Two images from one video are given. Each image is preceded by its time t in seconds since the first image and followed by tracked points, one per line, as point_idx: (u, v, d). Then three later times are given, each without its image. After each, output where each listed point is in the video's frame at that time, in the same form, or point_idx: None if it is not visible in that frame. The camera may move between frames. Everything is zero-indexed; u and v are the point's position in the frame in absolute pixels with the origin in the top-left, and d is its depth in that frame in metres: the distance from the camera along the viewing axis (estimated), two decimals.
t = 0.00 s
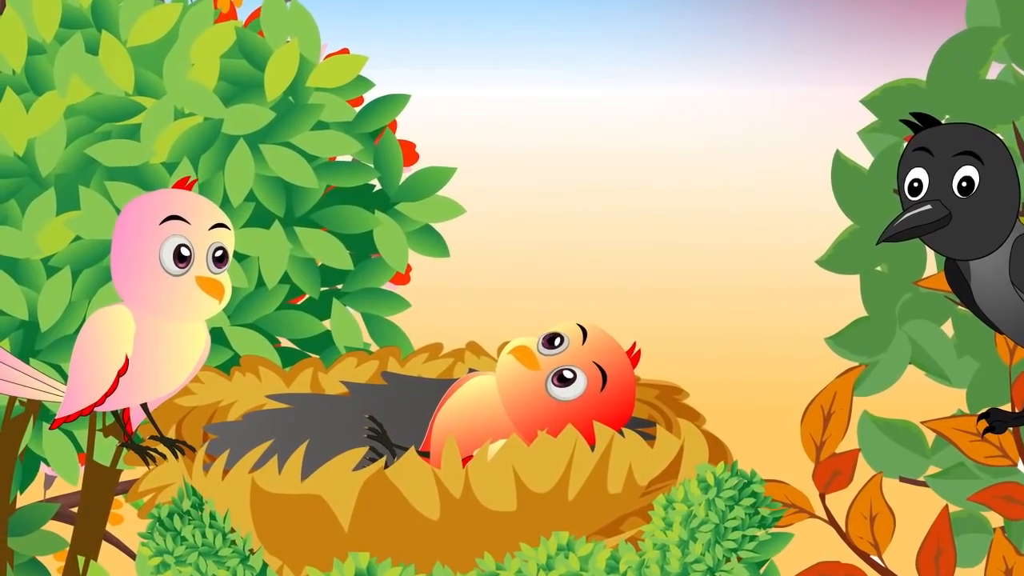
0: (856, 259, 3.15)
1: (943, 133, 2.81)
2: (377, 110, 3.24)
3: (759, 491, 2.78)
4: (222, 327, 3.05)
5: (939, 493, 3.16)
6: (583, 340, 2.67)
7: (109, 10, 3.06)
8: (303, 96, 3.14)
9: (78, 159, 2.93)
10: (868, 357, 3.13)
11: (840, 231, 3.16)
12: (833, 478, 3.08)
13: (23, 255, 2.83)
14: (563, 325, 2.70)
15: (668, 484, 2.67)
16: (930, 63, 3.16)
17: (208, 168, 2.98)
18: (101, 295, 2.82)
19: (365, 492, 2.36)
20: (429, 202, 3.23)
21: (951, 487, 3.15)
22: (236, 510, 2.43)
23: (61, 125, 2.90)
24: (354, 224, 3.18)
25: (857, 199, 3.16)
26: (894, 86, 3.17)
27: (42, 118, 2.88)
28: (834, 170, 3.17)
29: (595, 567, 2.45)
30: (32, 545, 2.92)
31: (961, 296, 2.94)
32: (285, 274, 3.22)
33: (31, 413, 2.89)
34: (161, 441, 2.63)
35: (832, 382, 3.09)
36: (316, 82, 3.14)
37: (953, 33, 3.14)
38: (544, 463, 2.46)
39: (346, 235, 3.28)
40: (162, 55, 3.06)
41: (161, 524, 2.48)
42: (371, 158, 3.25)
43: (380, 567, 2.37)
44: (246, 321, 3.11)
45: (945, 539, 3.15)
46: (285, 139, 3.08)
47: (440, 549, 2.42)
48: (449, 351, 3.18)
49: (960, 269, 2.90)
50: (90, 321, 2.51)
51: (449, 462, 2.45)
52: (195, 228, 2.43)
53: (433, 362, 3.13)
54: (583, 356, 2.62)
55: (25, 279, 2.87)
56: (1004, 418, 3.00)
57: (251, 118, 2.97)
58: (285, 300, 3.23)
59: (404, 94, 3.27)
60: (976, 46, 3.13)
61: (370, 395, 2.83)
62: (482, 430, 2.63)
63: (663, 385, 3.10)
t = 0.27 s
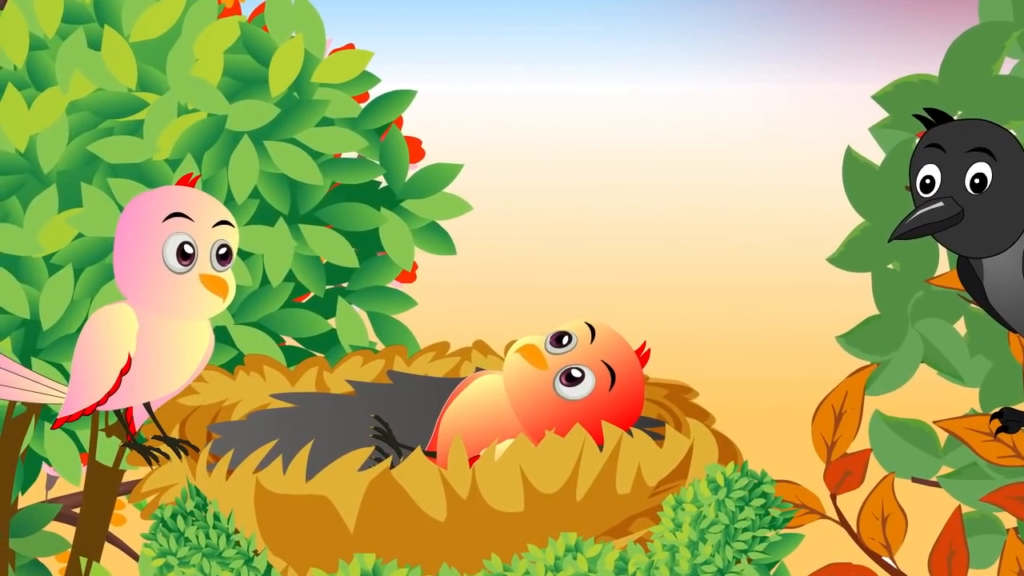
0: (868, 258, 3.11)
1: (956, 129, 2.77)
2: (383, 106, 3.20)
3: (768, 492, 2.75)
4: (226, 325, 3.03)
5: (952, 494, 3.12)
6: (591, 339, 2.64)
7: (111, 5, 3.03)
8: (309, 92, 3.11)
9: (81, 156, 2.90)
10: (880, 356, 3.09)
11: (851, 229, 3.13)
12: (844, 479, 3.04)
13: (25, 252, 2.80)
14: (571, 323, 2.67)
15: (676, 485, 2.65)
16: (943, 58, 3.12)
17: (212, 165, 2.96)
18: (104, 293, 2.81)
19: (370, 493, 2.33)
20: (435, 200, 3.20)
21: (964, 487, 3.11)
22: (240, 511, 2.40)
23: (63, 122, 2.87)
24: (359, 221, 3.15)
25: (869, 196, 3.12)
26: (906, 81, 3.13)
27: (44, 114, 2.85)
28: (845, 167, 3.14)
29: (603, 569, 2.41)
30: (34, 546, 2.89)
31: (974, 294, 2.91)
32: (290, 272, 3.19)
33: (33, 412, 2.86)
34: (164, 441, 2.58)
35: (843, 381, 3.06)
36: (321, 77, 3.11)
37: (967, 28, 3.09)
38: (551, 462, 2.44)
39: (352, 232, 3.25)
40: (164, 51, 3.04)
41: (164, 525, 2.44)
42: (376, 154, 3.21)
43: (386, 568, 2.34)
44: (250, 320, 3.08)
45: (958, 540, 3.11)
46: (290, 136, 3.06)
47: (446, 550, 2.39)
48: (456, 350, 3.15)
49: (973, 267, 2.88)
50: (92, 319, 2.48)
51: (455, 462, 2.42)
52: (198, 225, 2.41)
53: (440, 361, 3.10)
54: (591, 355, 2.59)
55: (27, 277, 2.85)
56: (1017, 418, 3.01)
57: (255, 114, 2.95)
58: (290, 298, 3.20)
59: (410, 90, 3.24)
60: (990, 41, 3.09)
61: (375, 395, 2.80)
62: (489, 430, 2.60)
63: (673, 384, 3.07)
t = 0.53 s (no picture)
0: (880, 256, 3.07)
1: (969, 125, 2.74)
2: (388, 102, 3.17)
3: (779, 492, 2.71)
4: (230, 323, 3.01)
5: (965, 494, 3.08)
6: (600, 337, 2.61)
7: None
8: (314, 87, 3.09)
9: (84, 152, 2.88)
10: (892, 355, 3.05)
11: (863, 226, 3.09)
12: (855, 479, 3.01)
13: (27, 250, 2.78)
14: (579, 322, 2.64)
15: (686, 485, 2.63)
16: (956, 53, 3.08)
17: (216, 162, 2.94)
18: (106, 291, 2.79)
19: (377, 493, 2.30)
20: (441, 196, 3.17)
21: (977, 487, 3.07)
22: (244, 511, 2.37)
23: (65, 118, 2.84)
24: (365, 218, 3.12)
25: (881, 193, 3.08)
26: (918, 77, 3.09)
27: (47, 111, 2.82)
28: (856, 163, 3.10)
29: (612, 570, 2.38)
30: (36, 546, 2.86)
31: (986, 291, 2.87)
32: (295, 269, 3.16)
33: (35, 412, 2.84)
34: (167, 440, 2.56)
35: (854, 380, 3.02)
36: (326, 73, 3.08)
37: (980, 23, 3.06)
38: (560, 462, 2.40)
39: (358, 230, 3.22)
40: (168, 47, 3.02)
41: (168, 526, 2.42)
42: (382, 150, 3.19)
43: (393, 570, 2.31)
44: (254, 318, 3.05)
45: (971, 541, 3.07)
46: (294, 131, 3.03)
47: (452, 551, 2.36)
48: (463, 349, 3.12)
49: (986, 264, 2.84)
50: (95, 317, 2.45)
51: (462, 461, 2.40)
52: (202, 222, 2.38)
53: (446, 359, 3.07)
54: (600, 354, 2.56)
55: (29, 276, 2.82)
56: None
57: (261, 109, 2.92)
58: (295, 296, 3.18)
59: (416, 85, 3.20)
60: (1003, 35, 3.05)
61: (382, 394, 2.78)
62: (496, 429, 2.57)
63: (682, 383, 3.04)
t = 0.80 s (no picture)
0: (892, 253, 3.03)
1: (982, 120, 2.70)
2: (395, 97, 3.15)
3: (790, 492, 2.68)
4: (234, 322, 2.98)
5: (977, 495, 3.05)
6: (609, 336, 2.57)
7: None
8: (319, 82, 3.05)
9: (86, 148, 2.85)
10: (904, 353, 3.02)
11: (874, 223, 3.05)
12: (867, 479, 2.98)
13: (29, 247, 2.76)
14: (588, 320, 2.60)
15: (697, 485, 2.60)
16: (969, 48, 3.04)
17: (220, 158, 2.91)
18: (108, 289, 2.76)
19: (383, 493, 2.28)
20: (448, 193, 3.15)
21: (990, 488, 3.03)
22: (249, 511, 2.34)
23: (67, 114, 2.82)
24: (371, 215, 3.09)
25: (893, 190, 3.04)
26: (931, 72, 3.05)
27: (51, 107, 2.80)
28: (868, 160, 3.07)
29: (621, 571, 2.36)
30: (38, 548, 2.83)
31: (999, 289, 2.86)
32: (301, 267, 3.14)
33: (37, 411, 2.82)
34: (170, 440, 2.55)
35: (865, 380, 2.99)
36: (332, 68, 3.06)
37: (994, 17, 3.01)
38: (568, 463, 2.38)
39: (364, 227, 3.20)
40: (172, 43, 3.00)
41: (171, 527, 2.39)
42: (388, 147, 3.16)
43: (399, 571, 2.28)
44: (258, 316, 3.03)
45: (984, 542, 3.04)
46: (299, 128, 3.00)
47: (459, 552, 2.33)
48: (470, 347, 3.09)
49: (999, 262, 2.82)
50: (98, 316, 2.43)
51: (469, 461, 2.37)
52: (207, 220, 2.36)
53: (453, 358, 3.04)
54: (609, 353, 2.53)
55: (32, 274, 2.80)
56: None
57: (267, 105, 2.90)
58: (300, 295, 3.15)
59: (423, 80, 3.18)
60: (1017, 30, 3.01)
61: (388, 393, 2.75)
62: (504, 428, 2.54)
63: (692, 382, 3.00)
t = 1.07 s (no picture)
0: (905, 251, 3.00)
1: (995, 118, 2.75)
2: (401, 94, 3.12)
3: (802, 493, 2.65)
4: (239, 320, 2.95)
5: (991, 495, 3.00)
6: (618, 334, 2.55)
7: None
8: (325, 78, 3.03)
9: (89, 144, 2.83)
10: (917, 352, 2.98)
11: (886, 220, 3.02)
12: (880, 480, 2.95)
13: (32, 244, 2.73)
14: (596, 318, 2.58)
15: (706, 486, 2.56)
16: (983, 43, 3.00)
17: (225, 154, 2.88)
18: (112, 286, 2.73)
19: (389, 493, 2.25)
20: (455, 190, 3.11)
21: (1004, 488, 2.99)
22: (254, 512, 2.31)
23: (70, 109, 2.79)
24: (378, 212, 3.06)
25: (905, 187, 3.00)
26: (944, 67, 3.01)
27: (52, 103, 2.78)
28: (880, 156, 3.03)
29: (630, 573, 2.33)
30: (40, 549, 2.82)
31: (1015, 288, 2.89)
32: (306, 265, 3.11)
33: (40, 410, 2.80)
34: (175, 440, 2.51)
35: (877, 379, 2.96)
36: (338, 64, 3.03)
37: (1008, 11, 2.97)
38: (577, 462, 2.35)
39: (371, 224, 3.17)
40: (176, 38, 2.97)
41: (175, 527, 2.37)
42: (395, 143, 3.12)
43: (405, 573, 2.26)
44: (263, 315, 3.00)
45: (997, 543, 3.00)
46: (304, 124, 2.98)
47: (467, 552, 2.30)
48: (477, 346, 3.06)
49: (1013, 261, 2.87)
50: (101, 314, 2.40)
51: (476, 460, 2.34)
52: (211, 217, 2.33)
53: (460, 357, 3.01)
54: (617, 351, 2.50)
55: (35, 271, 2.79)
56: None
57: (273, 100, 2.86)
58: (306, 292, 3.13)
59: (430, 76, 3.15)
60: None
61: (395, 392, 2.73)
62: (512, 428, 2.51)
63: (702, 381, 2.97)
